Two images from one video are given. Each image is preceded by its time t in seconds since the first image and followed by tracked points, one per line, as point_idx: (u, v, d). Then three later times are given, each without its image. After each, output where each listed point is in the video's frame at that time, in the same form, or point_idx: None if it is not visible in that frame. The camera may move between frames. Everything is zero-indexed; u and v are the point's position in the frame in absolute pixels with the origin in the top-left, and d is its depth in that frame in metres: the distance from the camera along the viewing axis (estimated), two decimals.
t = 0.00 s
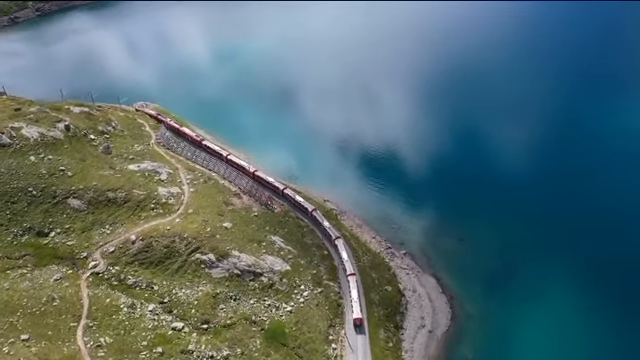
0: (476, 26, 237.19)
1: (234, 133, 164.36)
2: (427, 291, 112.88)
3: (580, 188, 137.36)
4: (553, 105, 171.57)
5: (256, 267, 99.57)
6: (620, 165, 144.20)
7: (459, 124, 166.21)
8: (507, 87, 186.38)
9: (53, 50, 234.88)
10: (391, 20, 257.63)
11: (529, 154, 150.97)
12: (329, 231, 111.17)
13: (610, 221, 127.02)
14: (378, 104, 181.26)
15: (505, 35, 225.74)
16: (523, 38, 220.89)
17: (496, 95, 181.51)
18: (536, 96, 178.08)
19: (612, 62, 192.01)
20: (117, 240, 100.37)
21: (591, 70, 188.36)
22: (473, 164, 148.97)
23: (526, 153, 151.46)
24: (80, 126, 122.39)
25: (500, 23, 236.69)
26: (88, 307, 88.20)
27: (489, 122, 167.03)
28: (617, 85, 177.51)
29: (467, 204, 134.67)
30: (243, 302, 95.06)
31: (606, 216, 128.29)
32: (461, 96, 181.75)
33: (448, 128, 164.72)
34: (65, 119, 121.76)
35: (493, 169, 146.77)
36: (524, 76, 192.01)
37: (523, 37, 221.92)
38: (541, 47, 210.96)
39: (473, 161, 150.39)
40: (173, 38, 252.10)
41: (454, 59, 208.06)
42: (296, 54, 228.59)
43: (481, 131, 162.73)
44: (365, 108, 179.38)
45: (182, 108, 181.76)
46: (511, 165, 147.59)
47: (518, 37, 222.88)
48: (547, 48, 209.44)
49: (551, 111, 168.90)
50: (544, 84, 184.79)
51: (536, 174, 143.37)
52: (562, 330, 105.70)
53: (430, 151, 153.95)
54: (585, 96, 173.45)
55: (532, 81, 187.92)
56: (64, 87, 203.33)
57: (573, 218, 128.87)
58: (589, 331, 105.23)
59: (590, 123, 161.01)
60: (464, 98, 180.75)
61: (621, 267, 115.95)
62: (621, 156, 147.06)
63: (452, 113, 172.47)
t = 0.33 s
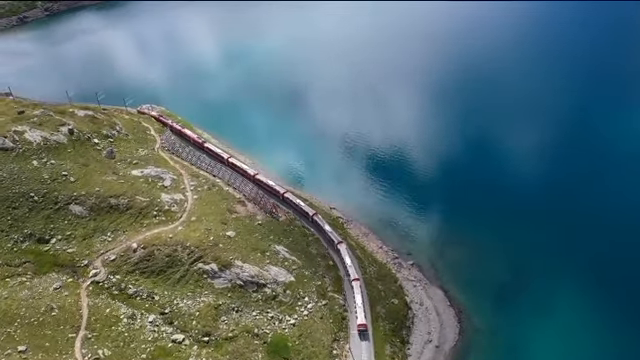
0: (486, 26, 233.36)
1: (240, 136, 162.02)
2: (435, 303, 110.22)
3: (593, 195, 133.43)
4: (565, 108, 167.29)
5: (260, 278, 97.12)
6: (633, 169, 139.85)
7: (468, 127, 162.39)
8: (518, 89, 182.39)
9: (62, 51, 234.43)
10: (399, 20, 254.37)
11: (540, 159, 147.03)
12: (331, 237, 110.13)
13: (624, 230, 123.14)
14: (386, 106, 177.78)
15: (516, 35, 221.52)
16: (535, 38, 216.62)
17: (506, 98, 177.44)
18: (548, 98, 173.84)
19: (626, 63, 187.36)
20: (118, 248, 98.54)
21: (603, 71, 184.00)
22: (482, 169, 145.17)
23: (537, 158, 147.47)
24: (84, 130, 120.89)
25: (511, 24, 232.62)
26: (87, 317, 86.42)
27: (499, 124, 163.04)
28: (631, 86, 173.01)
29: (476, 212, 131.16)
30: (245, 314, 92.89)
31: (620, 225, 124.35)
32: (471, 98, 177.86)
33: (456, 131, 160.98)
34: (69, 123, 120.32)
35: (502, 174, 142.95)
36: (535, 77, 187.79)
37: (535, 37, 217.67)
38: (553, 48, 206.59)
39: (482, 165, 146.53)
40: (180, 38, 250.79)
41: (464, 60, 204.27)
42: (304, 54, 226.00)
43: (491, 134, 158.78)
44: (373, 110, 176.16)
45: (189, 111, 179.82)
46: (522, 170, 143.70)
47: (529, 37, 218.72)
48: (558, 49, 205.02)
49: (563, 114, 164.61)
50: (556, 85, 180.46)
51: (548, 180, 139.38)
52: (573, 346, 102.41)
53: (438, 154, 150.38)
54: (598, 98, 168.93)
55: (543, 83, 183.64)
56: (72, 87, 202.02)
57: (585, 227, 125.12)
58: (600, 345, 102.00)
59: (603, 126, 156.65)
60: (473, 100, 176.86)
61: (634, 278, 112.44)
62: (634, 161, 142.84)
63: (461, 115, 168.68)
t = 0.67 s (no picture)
0: (493, 48, 235.54)
1: (247, 145, 161.04)
2: (443, 318, 107.38)
3: (603, 216, 131.97)
4: (572, 134, 167.38)
5: (263, 289, 94.86)
6: None
7: (476, 147, 162.10)
8: (525, 109, 183.00)
9: (70, 51, 233.74)
10: (406, 36, 255.90)
11: (547, 179, 146.89)
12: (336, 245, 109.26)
13: (634, 249, 121.82)
14: (394, 120, 177.75)
15: (522, 58, 223.59)
16: (540, 61, 218.50)
17: (513, 116, 178.15)
18: (556, 122, 173.84)
19: (632, 85, 188.96)
20: (120, 256, 96.73)
21: (609, 94, 185.66)
22: (490, 184, 144.47)
23: (544, 178, 147.39)
24: (88, 134, 119.43)
25: (517, 47, 234.96)
26: (86, 328, 84.58)
27: (506, 142, 163.49)
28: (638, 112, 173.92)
29: (485, 226, 129.36)
30: (247, 326, 90.38)
31: (630, 246, 122.83)
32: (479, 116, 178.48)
33: (464, 148, 161.10)
34: (73, 127, 118.97)
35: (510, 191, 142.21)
36: (543, 100, 187.97)
37: (540, 60, 219.62)
38: (562, 71, 207.07)
39: (490, 181, 145.91)
40: (188, 38, 249.90)
41: (472, 81, 204.71)
42: (313, 63, 225.82)
43: (499, 153, 158.98)
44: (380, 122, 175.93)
45: (196, 115, 178.35)
46: (530, 188, 143.14)
47: (535, 59, 220.77)
48: (564, 71, 207.14)
49: (571, 139, 164.41)
50: (563, 108, 181.37)
51: (555, 200, 138.61)
52: None
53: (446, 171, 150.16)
54: (603, 125, 170.50)
55: (550, 105, 184.74)
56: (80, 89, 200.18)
57: (595, 246, 123.30)
58: None
59: (609, 151, 157.79)
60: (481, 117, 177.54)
61: None
62: None
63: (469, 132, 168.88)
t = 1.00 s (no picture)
0: (503, 48, 231.98)
1: (253, 148, 158.86)
2: (451, 333, 104.51)
3: (617, 224, 128.08)
4: (587, 136, 162.77)
5: (266, 301, 92.59)
6: None
7: (486, 151, 158.47)
8: (537, 112, 179.03)
9: (79, 51, 233.45)
10: (415, 38, 252.81)
11: (560, 184, 142.98)
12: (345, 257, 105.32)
13: None
14: (403, 124, 174.83)
15: (533, 58, 219.75)
16: (552, 61, 214.59)
17: (525, 120, 174.40)
18: (569, 124, 169.41)
19: None
20: (121, 265, 94.90)
21: (623, 95, 181.19)
22: (500, 191, 140.81)
23: (557, 183, 143.41)
24: (92, 138, 117.83)
25: (528, 48, 231.10)
26: (85, 340, 82.66)
27: (518, 147, 159.86)
28: None
29: (494, 234, 125.99)
30: (250, 340, 87.91)
31: None
32: (490, 119, 174.71)
33: (475, 152, 157.61)
34: (77, 131, 117.38)
35: (521, 197, 138.53)
36: (556, 102, 183.72)
37: (551, 60, 215.72)
38: (575, 72, 202.31)
39: (500, 187, 142.18)
40: (197, 39, 248.87)
41: (482, 83, 201.09)
42: (320, 64, 223.28)
43: (510, 157, 155.21)
44: (388, 128, 173.37)
45: (202, 118, 176.36)
46: (541, 194, 139.38)
47: (546, 60, 216.86)
48: (577, 71, 202.90)
49: (585, 141, 160.04)
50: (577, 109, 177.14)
51: (567, 206, 134.68)
52: None
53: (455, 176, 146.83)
54: (618, 127, 165.89)
55: (562, 106, 180.59)
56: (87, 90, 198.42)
57: (608, 256, 119.59)
58: None
59: (624, 154, 153.51)
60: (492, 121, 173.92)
61: None
62: None
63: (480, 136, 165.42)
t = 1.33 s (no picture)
0: (514, 50, 227.61)
1: (259, 153, 156.76)
2: (459, 348, 101.61)
3: (632, 233, 123.89)
4: (601, 140, 158.26)
5: (269, 314, 90.18)
6: None
7: (497, 156, 154.68)
8: (551, 115, 174.70)
9: (87, 51, 232.51)
10: (425, 38, 248.88)
11: (574, 191, 138.85)
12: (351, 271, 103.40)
13: None
14: (412, 129, 171.34)
15: (546, 59, 215.08)
16: (566, 62, 209.63)
17: (538, 123, 170.08)
18: (582, 129, 165.09)
19: None
20: (122, 274, 93.01)
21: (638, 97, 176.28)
22: (512, 198, 137.14)
23: (571, 190, 139.30)
24: (96, 143, 116.34)
25: (540, 49, 226.55)
26: (83, 352, 80.79)
27: (530, 152, 155.88)
28: None
29: (503, 245, 122.97)
30: (252, 353, 85.46)
31: None
32: (501, 124, 170.91)
33: (485, 157, 153.96)
34: (81, 135, 115.90)
35: (534, 204, 134.67)
36: (569, 105, 179.28)
37: (565, 61, 211.02)
38: (589, 73, 197.29)
39: (511, 194, 138.49)
40: (205, 38, 247.31)
41: (493, 85, 197.03)
42: (328, 65, 220.20)
43: (522, 163, 151.35)
44: (397, 131, 169.81)
45: (209, 121, 174.17)
46: (554, 201, 135.32)
47: (559, 61, 212.18)
48: (590, 72, 198.01)
49: (599, 146, 155.53)
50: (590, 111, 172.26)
51: (581, 214, 130.73)
52: None
53: (464, 183, 143.42)
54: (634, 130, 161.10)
55: (576, 109, 176.15)
56: (92, 91, 196.17)
57: (622, 267, 115.69)
58: None
59: None
60: (504, 125, 170.13)
61: None
62: None
63: (490, 141, 161.69)
